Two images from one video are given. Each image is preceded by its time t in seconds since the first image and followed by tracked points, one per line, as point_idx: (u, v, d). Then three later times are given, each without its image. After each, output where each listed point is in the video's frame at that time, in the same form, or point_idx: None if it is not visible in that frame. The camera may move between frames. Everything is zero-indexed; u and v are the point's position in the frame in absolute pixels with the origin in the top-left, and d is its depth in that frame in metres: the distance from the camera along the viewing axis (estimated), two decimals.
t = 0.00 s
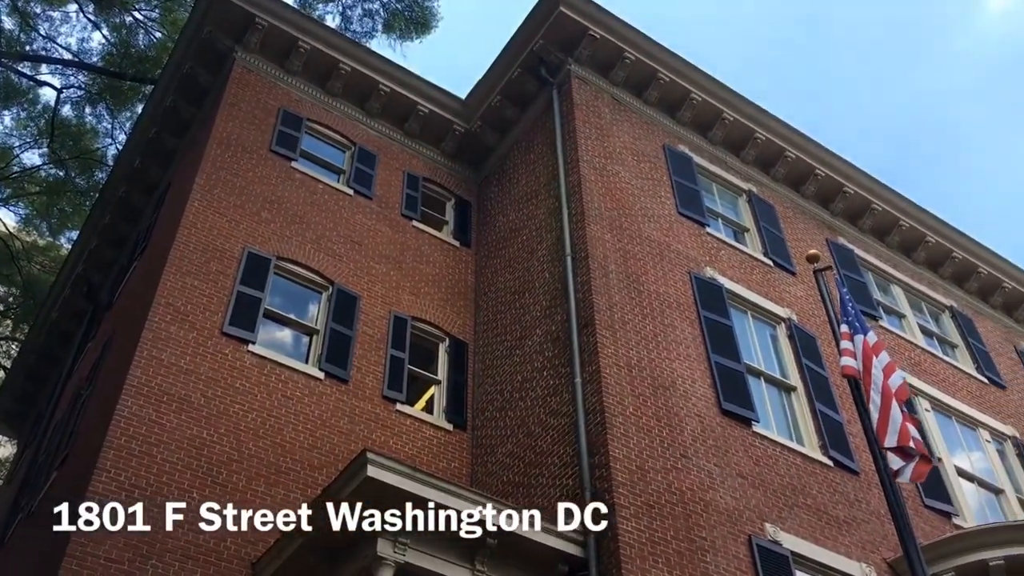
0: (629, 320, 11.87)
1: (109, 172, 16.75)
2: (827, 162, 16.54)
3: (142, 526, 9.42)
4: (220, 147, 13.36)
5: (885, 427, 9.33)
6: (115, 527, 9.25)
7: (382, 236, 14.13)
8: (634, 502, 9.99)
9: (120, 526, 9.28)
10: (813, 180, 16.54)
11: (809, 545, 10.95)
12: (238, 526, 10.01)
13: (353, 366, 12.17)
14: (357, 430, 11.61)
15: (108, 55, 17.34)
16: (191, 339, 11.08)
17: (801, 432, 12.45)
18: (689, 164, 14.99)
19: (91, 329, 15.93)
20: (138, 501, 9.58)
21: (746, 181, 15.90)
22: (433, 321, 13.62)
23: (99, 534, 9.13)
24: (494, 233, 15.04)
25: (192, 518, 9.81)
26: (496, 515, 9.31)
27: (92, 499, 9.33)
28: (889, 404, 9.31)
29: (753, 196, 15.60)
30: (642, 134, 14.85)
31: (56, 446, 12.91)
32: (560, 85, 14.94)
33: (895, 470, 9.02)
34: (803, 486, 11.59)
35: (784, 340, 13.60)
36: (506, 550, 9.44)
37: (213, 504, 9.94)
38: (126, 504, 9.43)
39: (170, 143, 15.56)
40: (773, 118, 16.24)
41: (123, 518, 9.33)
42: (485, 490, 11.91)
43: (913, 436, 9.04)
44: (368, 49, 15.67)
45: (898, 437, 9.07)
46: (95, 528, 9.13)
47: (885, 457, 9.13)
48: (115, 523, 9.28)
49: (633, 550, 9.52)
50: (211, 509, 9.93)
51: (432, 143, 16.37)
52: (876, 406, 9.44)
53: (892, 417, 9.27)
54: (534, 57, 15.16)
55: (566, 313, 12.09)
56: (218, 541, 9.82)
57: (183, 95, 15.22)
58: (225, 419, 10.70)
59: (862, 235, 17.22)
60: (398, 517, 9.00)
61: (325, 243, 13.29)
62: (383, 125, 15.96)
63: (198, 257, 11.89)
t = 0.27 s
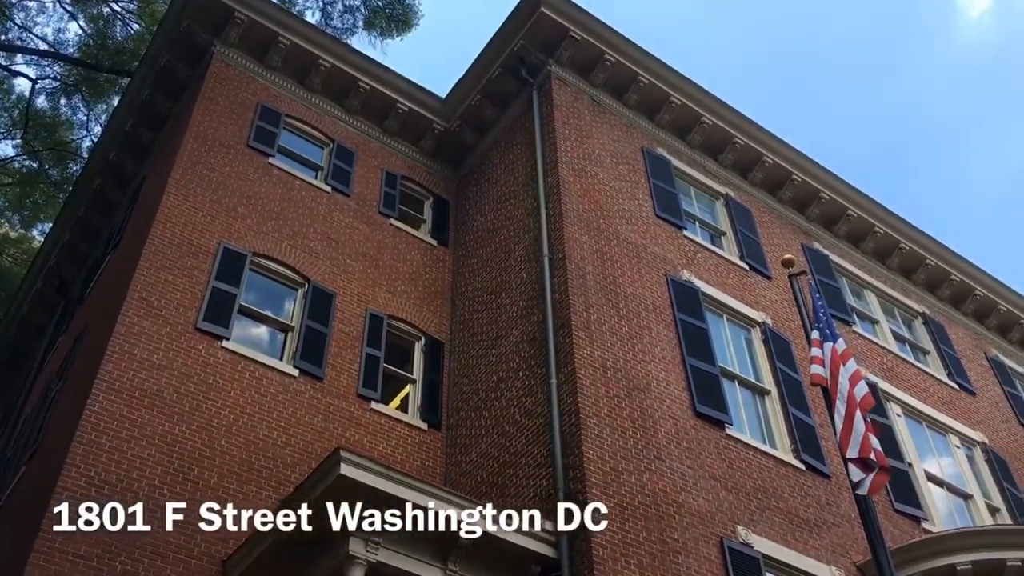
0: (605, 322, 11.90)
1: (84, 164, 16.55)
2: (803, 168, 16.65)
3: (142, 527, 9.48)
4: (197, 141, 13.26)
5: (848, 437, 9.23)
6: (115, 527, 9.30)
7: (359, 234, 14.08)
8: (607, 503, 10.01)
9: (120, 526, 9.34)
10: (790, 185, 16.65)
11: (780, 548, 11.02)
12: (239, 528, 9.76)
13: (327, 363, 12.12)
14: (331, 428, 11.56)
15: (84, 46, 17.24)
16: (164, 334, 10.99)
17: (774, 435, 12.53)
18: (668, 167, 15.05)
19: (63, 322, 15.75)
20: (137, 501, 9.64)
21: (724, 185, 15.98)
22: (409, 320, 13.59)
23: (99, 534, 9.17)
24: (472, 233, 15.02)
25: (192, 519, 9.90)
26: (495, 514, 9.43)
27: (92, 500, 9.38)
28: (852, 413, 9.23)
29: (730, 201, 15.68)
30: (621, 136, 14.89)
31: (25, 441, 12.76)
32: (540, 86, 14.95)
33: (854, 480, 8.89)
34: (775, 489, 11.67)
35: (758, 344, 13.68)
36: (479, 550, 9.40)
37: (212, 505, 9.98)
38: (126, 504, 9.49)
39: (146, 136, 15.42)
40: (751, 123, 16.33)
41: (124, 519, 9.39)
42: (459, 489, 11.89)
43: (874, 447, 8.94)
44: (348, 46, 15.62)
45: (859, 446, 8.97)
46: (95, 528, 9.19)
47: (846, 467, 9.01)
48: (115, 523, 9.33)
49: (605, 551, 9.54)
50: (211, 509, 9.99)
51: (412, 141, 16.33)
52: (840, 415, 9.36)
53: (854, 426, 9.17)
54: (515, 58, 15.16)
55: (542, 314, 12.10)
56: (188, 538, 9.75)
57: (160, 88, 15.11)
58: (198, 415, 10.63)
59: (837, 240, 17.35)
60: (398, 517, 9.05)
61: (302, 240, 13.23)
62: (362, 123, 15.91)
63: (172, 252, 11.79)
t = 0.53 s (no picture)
0: (582, 321, 11.92)
1: (59, 153, 16.35)
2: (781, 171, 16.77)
3: (142, 526, 9.56)
4: (174, 134, 13.16)
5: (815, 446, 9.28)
6: (115, 527, 9.37)
7: (337, 229, 14.02)
8: (581, 502, 10.04)
9: (120, 526, 9.41)
10: (767, 188, 16.77)
11: (751, 548, 11.10)
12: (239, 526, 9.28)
13: (303, 359, 12.07)
14: (305, 423, 11.51)
15: (60, 35, 17.02)
16: (138, 327, 10.90)
17: (747, 436, 12.61)
18: (647, 168, 15.10)
19: (34, 313, 15.58)
20: (138, 501, 9.72)
21: (702, 187, 16.06)
22: (385, 316, 13.55)
23: (88, 532, 9.17)
24: (450, 230, 15.00)
25: (192, 518, 9.99)
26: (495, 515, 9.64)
27: (92, 499, 9.43)
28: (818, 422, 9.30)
29: (708, 203, 15.76)
30: (600, 136, 14.92)
31: None
32: (521, 85, 14.96)
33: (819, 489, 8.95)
34: (747, 489, 11.75)
35: (733, 345, 13.76)
36: (449, 549, 9.42)
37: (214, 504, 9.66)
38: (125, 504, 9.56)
39: (122, 127, 15.29)
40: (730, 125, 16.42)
41: (123, 519, 9.46)
42: (433, 487, 11.87)
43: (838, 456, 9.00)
44: (329, 40, 15.56)
45: (824, 456, 9.03)
46: (95, 528, 9.23)
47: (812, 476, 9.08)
48: (115, 523, 9.40)
49: (578, 550, 9.56)
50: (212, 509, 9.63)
51: (391, 137, 16.28)
52: (807, 423, 9.44)
53: (820, 435, 9.24)
54: (496, 56, 15.16)
55: (519, 312, 12.11)
56: (158, 533, 9.66)
57: (137, 78, 14.97)
58: (171, 410, 10.55)
59: (813, 244, 17.48)
60: (398, 517, 9.15)
61: (279, 234, 13.16)
62: (341, 118, 15.85)
63: (147, 244, 11.69)
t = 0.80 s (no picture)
0: (560, 319, 11.94)
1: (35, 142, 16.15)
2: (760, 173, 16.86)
3: (142, 527, 9.64)
4: (152, 124, 13.05)
5: (789, 449, 9.34)
6: (115, 527, 9.44)
7: (316, 223, 13.96)
8: (556, 500, 10.05)
9: (120, 526, 9.48)
10: (746, 189, 16.85)
11: (724, 547, 11.16)
12: (238, 526, 9.12)
13: (279, 353, 12.01)
14: (281, 418, 11.46)
15: (38, 23, 16.76)
16: (112, 318, 10.80)
17: (722, 436, 12.68)
18: (627, 167, 15.13)
19: (8, 303, 15.42)
20: (138, 501, 9.79)
21: (682, 187, 16.12)
22: (363, 312, 13.51)
23: (67, 525, 9.14)
24: (430, 226, 14.97)
25: (191, 518, 10.09)
26: (495, 515, 9.90)
27: (92, 499, 9.49)
28: (793, 426, 9.36)
29: (688, 203, 15.83)
30: (582, 135, 14.94)
31: None
32: (503, 81, 14.95)
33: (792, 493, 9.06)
34: (721, 489, 11.81)
35: (711, 345, 13.82)
36: (423, 545, 9.45)
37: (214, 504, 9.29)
38: (126, 504, 9.64)
39: (100, 117, 15.16)
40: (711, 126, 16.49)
41: (124, 519, 9.53)
42: (409, 483, 11.85)
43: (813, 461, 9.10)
44: (310, 33, 15.48)
45: (799, 460, 9.12)
46: (96, 528, 9.30)
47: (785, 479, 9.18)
48: (115, 523, 9.47)
49: (553, 548, 9.58)
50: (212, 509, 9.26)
51: (372, 132, 16.23)
52: (782, 425, 9.50)
53: (795, 439, 9.30)
54: (478, 52, 15.14)
55: (497, 309, 12.11)
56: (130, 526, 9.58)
57: (115, 68, 14.84)
58: (145, 402, 10.47)
59: (791, 245, 17.59)
60: (398, 517, 9.23)
61: (257, 227, 13.09)
62: (321, 111, 15.77)
63: (122, 235, 11.59)
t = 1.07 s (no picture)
0: (541, 317, 11.94)
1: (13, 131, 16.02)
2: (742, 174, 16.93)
3: (142, 526, 9.70)
4: (132, 115, 12.94)
5: (771, 450, 9.38)
6: (115, 527, 9.52)
7: (297, 218, 13.90)
8: (534, 497, 10.07)
9: (120, 526, 9.55)
10: (727, 190, 16.93)
11: (701, 546, 11.22)
12: (238, 525, 8.97)
13: (258, 347, 11.95)
14: (259, 412, 11.41)
15: (18, 11, 16.62)
16: (89, 310, 10.71)
17: (700, 435, 12.74)
18: (609, 166, 15.16)
19: None
20: (137, 501, 9.86)
21: (664, 186, 16.17)
22: (343, 307, 13.47)
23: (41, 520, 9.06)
24: (411, 222, 14.94)
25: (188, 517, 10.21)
26: (495, 515, 9.90)
27: (92, 499, 9.54)
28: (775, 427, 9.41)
29: (670, 203, 15.87)
30: (565, 133, 14.95)
31: None
32: (486, 78, 14.93)
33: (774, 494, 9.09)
34: (698, 488, 11.87)
35: (690, 345, 13.88)
36: (398, 541, 9.45)
37: (213, 503, 9.04)
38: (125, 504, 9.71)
39: (79, 107, 15.04)
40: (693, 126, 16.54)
41: (123, 519, 9.60)
42: (386, 479, 11.83)
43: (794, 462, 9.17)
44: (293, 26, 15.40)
45: (781, 461, 9.18)
46: (95, 528, 9.37)
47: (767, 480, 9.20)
48: (115, 523, 9.54)
49: (530, 545, 9.60)
50: (210, 507, 9.04)
51: (354, 127, 16.17)
52: (764, 426, 9.54)
53: (777, 439, 9.35)
54: (462, 48, 15.11)
55: (478, 306, 12.11)
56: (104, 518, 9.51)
57: (95, 58, 14.71)
58: (122, 395, 10.39)
59: (771, 247, 17.68)
60: (398, 517, 9.31)
61: (237, 221, 13.01)
62: (304, 105, 15.70)
63: (100, 227, 11.49)
